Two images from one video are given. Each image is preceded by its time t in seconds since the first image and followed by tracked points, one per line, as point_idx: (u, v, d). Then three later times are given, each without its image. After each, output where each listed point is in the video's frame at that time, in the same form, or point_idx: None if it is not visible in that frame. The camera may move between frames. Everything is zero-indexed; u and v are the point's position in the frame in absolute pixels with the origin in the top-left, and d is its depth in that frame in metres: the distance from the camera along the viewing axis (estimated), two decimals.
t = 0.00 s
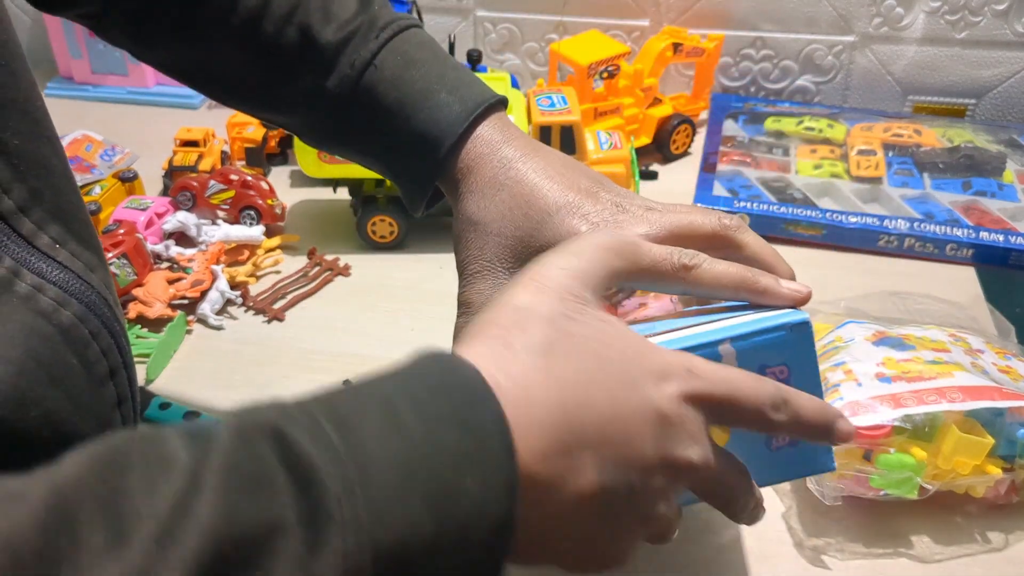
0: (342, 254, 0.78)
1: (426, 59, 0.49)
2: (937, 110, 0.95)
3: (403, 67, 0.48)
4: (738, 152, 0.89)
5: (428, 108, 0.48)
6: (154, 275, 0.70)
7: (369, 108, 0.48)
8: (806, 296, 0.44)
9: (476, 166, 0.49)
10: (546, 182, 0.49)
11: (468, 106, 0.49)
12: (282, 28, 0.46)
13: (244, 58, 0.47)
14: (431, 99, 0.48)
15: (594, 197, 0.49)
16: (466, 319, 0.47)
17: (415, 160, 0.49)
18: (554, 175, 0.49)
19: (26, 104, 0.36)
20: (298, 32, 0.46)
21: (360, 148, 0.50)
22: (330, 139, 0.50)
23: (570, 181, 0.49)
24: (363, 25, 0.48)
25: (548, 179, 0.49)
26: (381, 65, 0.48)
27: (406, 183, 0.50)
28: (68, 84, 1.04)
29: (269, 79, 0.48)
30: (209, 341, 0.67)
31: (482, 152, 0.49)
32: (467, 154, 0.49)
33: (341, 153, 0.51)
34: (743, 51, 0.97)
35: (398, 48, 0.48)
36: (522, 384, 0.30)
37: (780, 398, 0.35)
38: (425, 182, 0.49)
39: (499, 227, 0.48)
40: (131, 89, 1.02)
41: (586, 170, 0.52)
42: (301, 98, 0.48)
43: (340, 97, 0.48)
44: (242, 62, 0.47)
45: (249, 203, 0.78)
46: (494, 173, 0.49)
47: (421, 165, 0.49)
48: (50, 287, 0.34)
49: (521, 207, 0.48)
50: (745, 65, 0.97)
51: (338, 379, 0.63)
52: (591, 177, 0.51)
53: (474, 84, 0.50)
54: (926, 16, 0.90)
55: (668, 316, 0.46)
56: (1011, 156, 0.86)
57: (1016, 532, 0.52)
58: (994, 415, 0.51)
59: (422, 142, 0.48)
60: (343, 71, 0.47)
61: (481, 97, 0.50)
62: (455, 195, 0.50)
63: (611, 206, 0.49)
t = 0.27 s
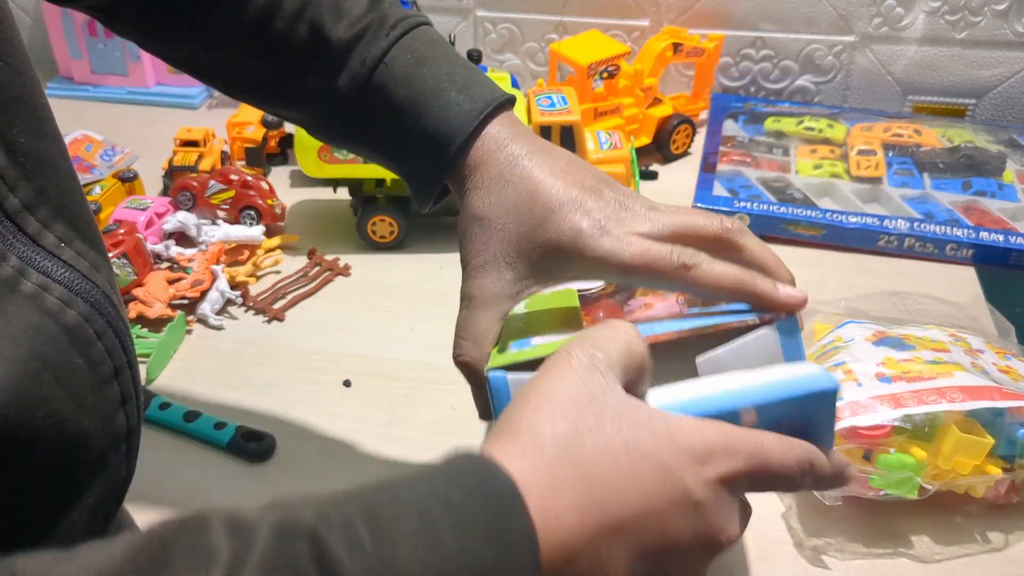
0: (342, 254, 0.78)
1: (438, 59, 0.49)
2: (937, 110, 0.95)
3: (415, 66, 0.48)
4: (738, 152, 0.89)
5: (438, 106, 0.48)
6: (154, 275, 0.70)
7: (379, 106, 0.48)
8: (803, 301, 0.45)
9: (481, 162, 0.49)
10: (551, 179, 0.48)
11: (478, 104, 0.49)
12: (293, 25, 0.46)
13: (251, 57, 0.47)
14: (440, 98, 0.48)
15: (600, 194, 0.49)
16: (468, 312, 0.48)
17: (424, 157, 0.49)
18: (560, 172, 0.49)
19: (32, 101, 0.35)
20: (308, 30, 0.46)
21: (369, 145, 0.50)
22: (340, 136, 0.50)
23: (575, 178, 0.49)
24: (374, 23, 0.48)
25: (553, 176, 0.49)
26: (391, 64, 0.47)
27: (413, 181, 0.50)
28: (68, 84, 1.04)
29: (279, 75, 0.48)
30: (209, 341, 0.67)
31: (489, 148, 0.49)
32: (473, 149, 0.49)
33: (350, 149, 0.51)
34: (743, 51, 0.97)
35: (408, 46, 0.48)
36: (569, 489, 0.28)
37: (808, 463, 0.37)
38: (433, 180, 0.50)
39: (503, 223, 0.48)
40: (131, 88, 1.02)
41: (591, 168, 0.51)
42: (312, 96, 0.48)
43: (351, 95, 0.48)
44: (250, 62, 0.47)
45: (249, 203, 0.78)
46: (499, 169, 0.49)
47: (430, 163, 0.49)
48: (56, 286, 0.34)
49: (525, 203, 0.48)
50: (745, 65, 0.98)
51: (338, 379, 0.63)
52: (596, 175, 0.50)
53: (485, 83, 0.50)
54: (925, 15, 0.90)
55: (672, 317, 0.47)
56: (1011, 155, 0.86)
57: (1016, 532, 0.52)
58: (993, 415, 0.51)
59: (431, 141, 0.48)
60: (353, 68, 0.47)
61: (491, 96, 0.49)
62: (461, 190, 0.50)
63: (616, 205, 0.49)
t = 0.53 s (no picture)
0: (342, 254, 0.78)
1: (439, 41, 0.49)
2: (937, 110, 0.95)
3: (417, 47, 0.49)
4: (738, 152, 0.89)
5: (440, 89, 0.49)
6: (154, 275, 0.70)
7: (381, 86, 0.49)
8: (796, 284, 0.45)
9: (483, 142, 0.50)
10: (550, 160, 0.50)
11: (480, 85, 0.50)
12: (294, 5, 0.46)
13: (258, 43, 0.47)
14: (441, 80, 0.49)
15: (598, 176, 0.50)
16: (467, 290, 0.48)
17: (425, 137, 0.50)
18: (559, 154, 0.50)
19: (29, 104, 0.35)
20: (310, 10, 0.46)
21: (371, 124, 0.51)
22: (342, 116, 0.51)
23: (573, 159, 0.50)
24: (377, 3, 0.48)
25: (552, 158, 0.50)
26: (393, 46, 0.48)
27: (415, 161, 0.51)
28: (68, 84, 1.04)
29: (285, 53, 0.48)
30: (209, 341, 0.67)
31: (490, 129, 0.50)
32: (475, 129, 0.50)
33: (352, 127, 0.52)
34: (743, 51, 0.97)
35: (410, 28, 0.49)
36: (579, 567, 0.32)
37: None
38: (433, 162, 0.51)
39: (503, 204, 0.49)
40: (131, 88, 1.02)
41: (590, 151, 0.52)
42: (314, 75, 0.49)
43: (353, 75, 0.48)
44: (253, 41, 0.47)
45: (249, 203, 0.78)
46: (499, 151, 0.50)
47: (432, 142, 0.50)
48: (48, 289, 0.34)
49: (524, 183, 0.49)
50: (745, 65, 0.98)
51: (338, 379, 0.63)
52: (595, 157, 0.51)
53: (486, 66, 0.51)
54: (926, 15, 0.90)
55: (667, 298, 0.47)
56: (1011, 155, 0.86)
57: (1016, 532, 0.52)
58: (993, 415, 0.51)
59: (433, 120, 0.49)
60: (356, 49, 0.47)
61: (491, 79, 0.50)
62: (462, 172, 0.51)
63: (614, 185, 0.50)
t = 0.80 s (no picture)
0: (342, 254, 0.78)
1: (457, 49, 0.48)
2: (937, 110, 0.95)
3: (433, 54, 0.47)
4: (738, 152, 0.89)
5: (457, 98, 0.47)
6: (154, 275, 0.70)
7: (396, 96, 0.47)
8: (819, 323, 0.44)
9: (502, 158, 0.49)
10: (570, 178, 0.49)
11: (498, 95, 0.48)
12: (308, 9, 0.45)
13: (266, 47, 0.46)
14: (458, 90, 0.47)
15: (619, 197, 0.49)
16: (484, 311, 0.48)
17: (441, 151, 0.49)
18: (580, 172, 0.49)
19: (25, 106, 0.34)
20: (325, 14, 0.45)
21: (385, 132, 0.49)
22: (355, 123, 0.50)
23: (594, 179, 0.49)
24: (392, 8, 0.47)
25: (572, 176, 0.49)
26: (409, 52, 0.47)
27: (431, 174, 0.50)
28: (68, 84, 1.04)
29: (295, 58, 0.47)
30: (209, 341, 0.67)
31: (508, 145, 0.49)
32: (493, 146, 0.49)
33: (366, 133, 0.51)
34: (743, 51, 0.97)
35: (427, 34, 0.47)
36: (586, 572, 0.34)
37: None
38: (449, 173, 0.49)
39: (522, 224, 0.48)
40: (131, 88, 1.02)
41: (612, 168, 0.51)
42: (326, 81, 0.48)
43: (366, 81, 0.47)
44: (262, 44, 0.46)
45: (249, 203, 0.78)
46: (519, 169, 0.49)
47: (448, 156, 0.49)
48: (44, 293, 0.34)
49: (545, 204, 0.48)
50: (745, 65, 0.98)
51: (338, 379, 0.63)
52: (616, 175, 0.50)
53: (506, 74, 0.49)
54: (925, 15, 0.90)
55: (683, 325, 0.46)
56: (1011, 155, 0.86)
57: (1016, 532, 0.52)
58: (993, 415, 0.51)
59: (449, 133, 0.48)
60: (370, 55, 0.46)
61: (509, 89, 0.49)
62: (480, 188, 0.50)
63: (636, 207, 0.49)
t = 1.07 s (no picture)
0: (342, 254, 0.78)
1: (466, 71, 0.48)
2: (937, 110, 0.95)
3: (443, 76, 0.47)
4: (738, 152, 0.89)
5: (464, 119, 0.47)
6: (154, 275, 0.70)
7: (404, 117, 0.47)
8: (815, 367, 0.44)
9: (509, 181, 0.49)
10: (575, 206, 0.49)
11: (507, 119, 0.48)
12: (317, 27, 0.44)
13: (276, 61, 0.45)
14: (465, 112, 0.47)
15: (623, 227, 0.49)
16: (482, 332, 0.48)
17: (447, 173, 0.48)
18: (586, 199, 0.49)
19: (22, 111, 0.34)
20: (334, 33, 0.44)
21: (391, 152, 0.49)
22: (361, 143, 0.49)
23: (599, 208, 0.49)
24: (403, 28, 0.46)
25: (577, 204, 0.49)
26: (418, 74, 0.46)
27: (438, 196, 0.50)
28: (69, 84, 1.04)
29: (303, 76, 0.46)
30: (209, 341, 0.67)
31: (516, 169, 0.49)
32: (502, 168, 0.49)
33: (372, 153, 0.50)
34: (743, 51, 0.97)
35: (437, 55, 0.47)
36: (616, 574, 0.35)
37: None
38: (456, 196, 0.49)
39: (525, 247, 0.48)
40: (131, 88, 1.02)
41: (616, 197, 0.51)
42: (333, 100, 0.47)
43: (375, 102, 0.46)
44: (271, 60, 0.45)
45: (249, 203, 0.78)
46: (525, 192, 0.49)
47: (455, 179, 0.48)
48: (42, 300, 0.34)
49: (549, 229, 0.48)
50: (745, 65, 0.98)
51: (338, 379, 0.63)
52: (621, 206, 0.51)
53: (515, 97, 0.49)
54: (925, 15, 0.90)
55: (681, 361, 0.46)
56: (1012, 156, 0.86)
57: (1016, 532, 0.52)
58: (993, 415, 0.51)
59: (456, 155, 0.47)
60: (380, 75, 0.45)
61: (519, 112, 0.48)
62: (483, 207, 0.50)
63: (640, 239, 0.49)
